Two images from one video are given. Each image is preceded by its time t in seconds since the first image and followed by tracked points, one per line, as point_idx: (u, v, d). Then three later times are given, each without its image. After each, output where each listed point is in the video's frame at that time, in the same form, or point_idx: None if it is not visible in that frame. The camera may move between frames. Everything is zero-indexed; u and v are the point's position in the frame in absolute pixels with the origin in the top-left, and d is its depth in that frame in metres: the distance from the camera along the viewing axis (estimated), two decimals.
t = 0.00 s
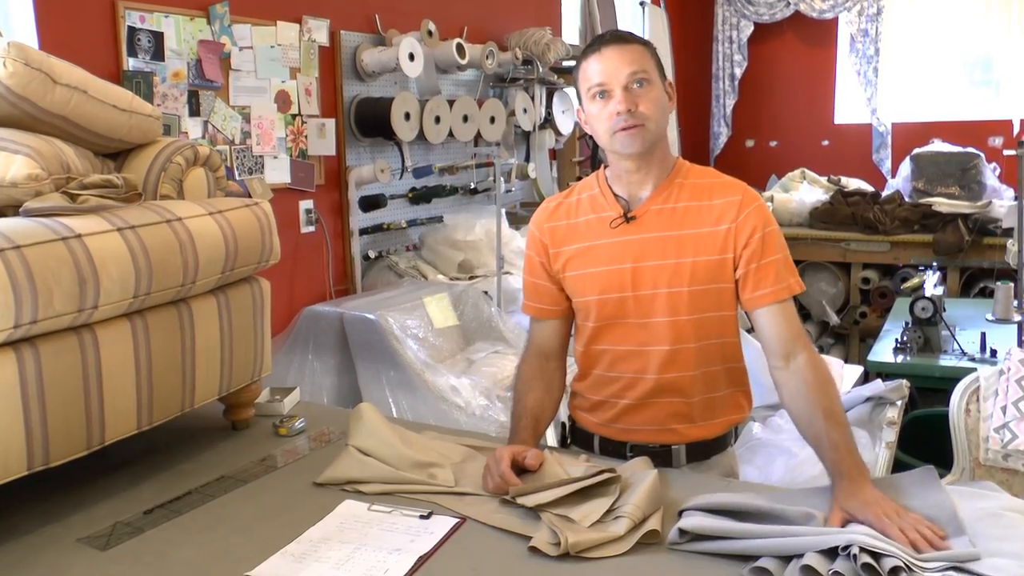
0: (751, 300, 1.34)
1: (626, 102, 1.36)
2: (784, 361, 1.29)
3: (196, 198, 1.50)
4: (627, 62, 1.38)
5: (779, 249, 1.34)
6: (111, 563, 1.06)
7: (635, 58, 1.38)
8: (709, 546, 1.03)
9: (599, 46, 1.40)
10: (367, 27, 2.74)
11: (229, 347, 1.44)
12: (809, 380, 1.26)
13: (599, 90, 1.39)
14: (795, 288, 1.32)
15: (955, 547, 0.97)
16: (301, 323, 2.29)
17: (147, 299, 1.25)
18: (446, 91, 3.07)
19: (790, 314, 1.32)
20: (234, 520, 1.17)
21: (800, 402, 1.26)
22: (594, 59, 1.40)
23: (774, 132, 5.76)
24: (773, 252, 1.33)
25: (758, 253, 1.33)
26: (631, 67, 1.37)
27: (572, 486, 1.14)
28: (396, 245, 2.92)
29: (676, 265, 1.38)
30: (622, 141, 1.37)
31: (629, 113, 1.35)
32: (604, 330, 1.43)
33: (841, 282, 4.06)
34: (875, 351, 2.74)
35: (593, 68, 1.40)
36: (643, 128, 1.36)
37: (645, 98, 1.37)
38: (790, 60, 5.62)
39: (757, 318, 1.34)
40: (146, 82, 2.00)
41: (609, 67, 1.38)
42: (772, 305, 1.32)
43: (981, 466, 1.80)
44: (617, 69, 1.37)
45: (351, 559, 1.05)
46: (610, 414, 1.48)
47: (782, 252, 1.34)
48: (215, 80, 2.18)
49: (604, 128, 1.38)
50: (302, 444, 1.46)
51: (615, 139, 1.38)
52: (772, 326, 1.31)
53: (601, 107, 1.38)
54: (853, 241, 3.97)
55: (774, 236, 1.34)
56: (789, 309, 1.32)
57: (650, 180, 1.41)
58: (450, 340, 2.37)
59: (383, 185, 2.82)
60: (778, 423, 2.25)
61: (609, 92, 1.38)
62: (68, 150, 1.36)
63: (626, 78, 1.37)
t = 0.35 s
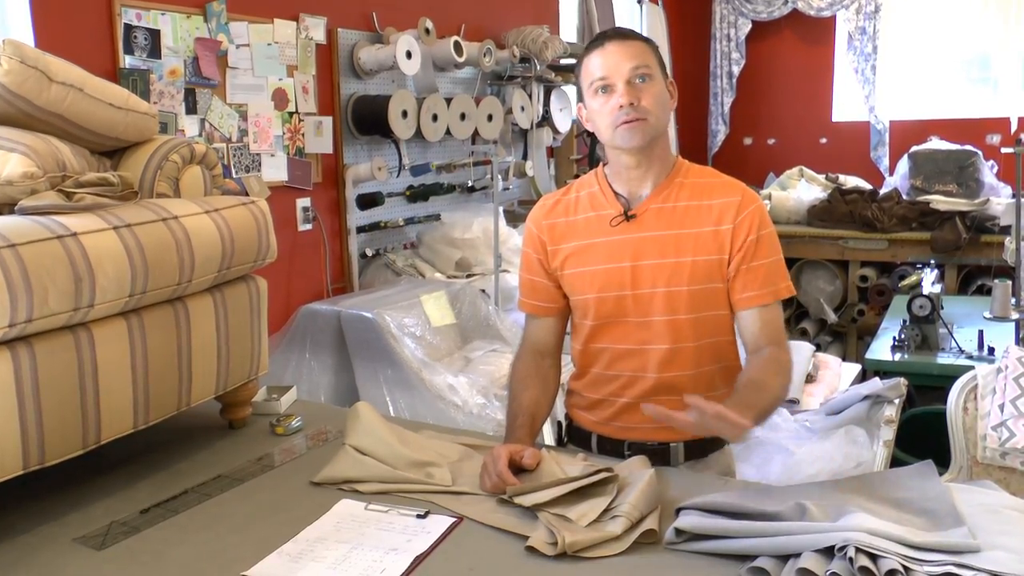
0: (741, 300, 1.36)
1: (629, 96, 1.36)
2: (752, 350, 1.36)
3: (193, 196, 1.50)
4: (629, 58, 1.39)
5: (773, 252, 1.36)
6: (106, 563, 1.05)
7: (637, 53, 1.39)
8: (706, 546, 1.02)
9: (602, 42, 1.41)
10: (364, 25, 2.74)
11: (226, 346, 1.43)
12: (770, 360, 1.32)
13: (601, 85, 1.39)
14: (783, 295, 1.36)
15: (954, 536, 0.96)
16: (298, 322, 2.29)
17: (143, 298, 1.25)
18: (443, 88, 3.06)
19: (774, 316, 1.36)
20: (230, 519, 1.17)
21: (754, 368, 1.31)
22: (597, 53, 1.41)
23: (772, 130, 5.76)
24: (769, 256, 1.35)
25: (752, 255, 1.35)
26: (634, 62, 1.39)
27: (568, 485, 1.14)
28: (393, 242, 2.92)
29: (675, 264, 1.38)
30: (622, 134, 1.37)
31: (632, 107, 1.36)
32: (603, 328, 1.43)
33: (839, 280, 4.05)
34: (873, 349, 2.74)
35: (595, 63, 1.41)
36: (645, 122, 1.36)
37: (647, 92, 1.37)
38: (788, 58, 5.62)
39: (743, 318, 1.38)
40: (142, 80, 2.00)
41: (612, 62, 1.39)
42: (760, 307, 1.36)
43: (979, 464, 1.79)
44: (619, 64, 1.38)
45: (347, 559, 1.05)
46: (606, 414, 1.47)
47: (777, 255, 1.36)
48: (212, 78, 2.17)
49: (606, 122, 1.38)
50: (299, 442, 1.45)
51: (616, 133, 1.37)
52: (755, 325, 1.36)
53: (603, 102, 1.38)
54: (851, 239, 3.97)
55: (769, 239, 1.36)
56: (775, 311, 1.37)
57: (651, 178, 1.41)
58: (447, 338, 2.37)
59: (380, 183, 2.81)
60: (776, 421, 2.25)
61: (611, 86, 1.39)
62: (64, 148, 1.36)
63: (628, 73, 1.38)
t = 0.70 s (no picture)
0: (716, 297, 1.34)
1: (619, 95, 1.36)
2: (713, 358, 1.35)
3: (190, 194, 1.50)
4: (621, 57, 1.38)
5: (756, 251, 1.33)
6: (103, 562, 1.05)
7: (629, 51, 1.38)
8: (703, 545, 1.02)
9: (594, 40, 1.40)
10: (361, 23, 2.73)
11: (222, 344, 1.43)
12: (715, 390, 1.29)
13: (592, 83, 1.39)
14: (756, 296, 1.33)
15: (951, 535, 0.96)
16: (295, 321, 2.28)
17: (139, 296, 1.24)
18: (441, 86, 3.06)
19: (743, 318, 1.34)
20: (227, 518, 1.17)
21: (695, 406, 1.28)
22: (589, 51, 1.40)
23: (770, 128, 5.76)
24: (747, 255, 1.33)
25: (732, 254, 1.33)
26: (625, 61, 1.38)
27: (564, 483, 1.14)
28: (391, 240, 2.91)
29: (663, 262, 1.37)
30: (613, 135, 1.37)
31: (622, 107, 1.35)
32: (594, 327, 1.43)
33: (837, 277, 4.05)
34: (870, 348, 2.74)
35: (587, 61, 1.40)
36: (636, 121, 1.36)
37: (638, 91, 1.37)
38: (786, 56, 5.62)
39: (715, 317, 1.35)
40: (140, 78, 1.99)
41: (604, 60, 1.38)
42: (732, 305, 1.33)
43: (976, 462, 1.78)
44: (610, 63, 1.38)
45: (344, 558, 1.05)
46: (603, 414, 1.47)
47: (764, 254, 1.34)
48: (209, 76, 2.16)
49: (597, 121, 1.38)
50: (296, 441, 1.45)
51: (607, 132, 1.38)
52: (723, 327, 1.34)
53: (594, 101, 1.38)
54: (849, 237, 3.97)
55: (755, 236, 1.34)
56: (748, 313, 1.34)
57: (643, 177, 1.40)
58: (444, 336, 2.36)
59: (378, 180, 2.81)
60: (774, 419, 2.25)
61: (602, 85, 1.38)
62: (61, 146, 1.36)
63: (620, 72, 1.38)
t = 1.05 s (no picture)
0: (716, 293, 1.34)
1: (618, 92, 1.36)
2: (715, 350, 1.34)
3: (187, 192, 1.49)
4: (618, 54, 1.38)
5: (753, 248, 1.33)
6: (100, 561, 1.05)
7: (626, 50, 1.39)
8: (700, 545, 1.02)
9: (592, 38, 1.41)
10: (360, 21, 2.72)
11: (220, 343, 1.43)
12: (716, 378, 1.28)
13: (590, 80, 1.39)
14: (756, 291, 1.32)
15: (949, 536, 0.96)
16: (294, 318, 2.28)
17: (137, 295, 1.24)
18: (439, 84, 3.05)
19: (746, 312, 1.33)
20: (223, 517, 1.17)
21: (694, 391, 1.28)
22: (587, 49, 1.40)
23: (769, 126, 5.75)
24: (746, 251, 1.33)
25: (729, 251, 1.33)
26: (623, 59, 1.38)
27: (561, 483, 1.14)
28: (389, 239, 2.91)
29: (661, 261, 1.37)
30: (612, 131, 1.36)
31: (621, 104, 1.35)
32: (593, 326, 1.42)
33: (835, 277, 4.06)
34: (868, 347, 2.74)
35: (585, 59, 1.40)
36: (634, 119, 1.36)
37: (636, 89, 1.37)
38: (785, 54, 5.62)
39: (715, 313, 1.35)
40: (138, 75, 1.99)
41: (602, 57, 1.39)
42: (732, 301, 1.33)
43: (974, 462, 1.78)
44: (608, 60, 1.38)
45: (340, 557, 1.05)
46: (600, 413, 1.47)
47: (762, 250, 1.34)
48: (207, 74, 2.16)
49: (595, 118, 1.37)
50: (294, 439, 1.45)
51: (605, 129, 1.37)
52: (723, 320, 1.33)
53: (591, 98, 1.38)
54: (848, 236, 3.97)
55: (752, 234, 1.34)
56: (751, 307, 1.33)
57: (640, 175, 1.40)
58: (442, 335, 2.36)
59: (376, 179, 2.80)
60: (771, 419, 2.25)
61: (600, 82, 1.38)
62: (58, 143, 1.35)
63: (618, 69, 1.38)
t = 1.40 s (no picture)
0: (706, 294, 1.33)
1: (610, 99, 1.35)
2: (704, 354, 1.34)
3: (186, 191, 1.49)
4: (610, 59, 1.36)
5: (745, 248, 1.33)
6: (97, 559, 1.05)
7: (618, 53, 1.37)
8: (697, 545, 1.02)
9: (584, 42, 1.38)
10: (359, 20, 2.72)
11: (218, 342, 1.43)
12: (705, 388, 1.29)
13: (583, 86, 1.37)
14: (747, 292, 1.32)
15: (945, 537, 0.97)
16: (293, 315, 2.28)
17: (135, 293, 1.24)
18: (438, 83, 3.05)
19: (737, 312, 1.32)
20: (221, 515, 1.17)
21: (683, 409, 1.28)
22: (579, 53, 1.38)
23: (768, 126, 5.75)
24: (738, 252, 1.32)
25: (722, 252, 1.33)
26: (615, 63, 1.36)
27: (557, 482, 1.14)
28: (388, 237, 2.91)
29: (654, 262, 1.37)
30: (605, 138, 1.36)
31: (614, 111, 1.35)
32: (587, 326, 1.43)
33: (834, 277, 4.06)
34: (867, 347, 2.74)
35: (577, 63, 1.38)
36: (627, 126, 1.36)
37: (629, 94, 1.35)
38: (785, 54, 5.61)
39: (705, 314, 1.35)
40: (136, 73, 1.99)
41: (594, 62, 1.36)
42: (724, 303, 1.32)
43: (971, 463, 1.79)
44: (601, 65, 1.36)
45: (338, 556, 1.05)
46: (598, 413, 1.47)
47: (755, 251, 1.34)
48: (206, 71, 2.16)
49: (588, 125, 1.37)
50: (292, 438, 1.45)
51: (599, 136, 1.37)
52: (713, 321, 1.33)
53: (584, 104, 1.37)
54: (847, 236, 3.97)
55: (744, 234, 1.33)
56: (741, 308, 1.33)
57: (634, 176, 1.40)
58: (440, 333, 2.36)
59: (375, 177, 2.80)
60: (769, 419, 2.25)
61: (593, 87, 1.37)
62: (56, 141, 1.35)
63: (611, 75, 1.36)
